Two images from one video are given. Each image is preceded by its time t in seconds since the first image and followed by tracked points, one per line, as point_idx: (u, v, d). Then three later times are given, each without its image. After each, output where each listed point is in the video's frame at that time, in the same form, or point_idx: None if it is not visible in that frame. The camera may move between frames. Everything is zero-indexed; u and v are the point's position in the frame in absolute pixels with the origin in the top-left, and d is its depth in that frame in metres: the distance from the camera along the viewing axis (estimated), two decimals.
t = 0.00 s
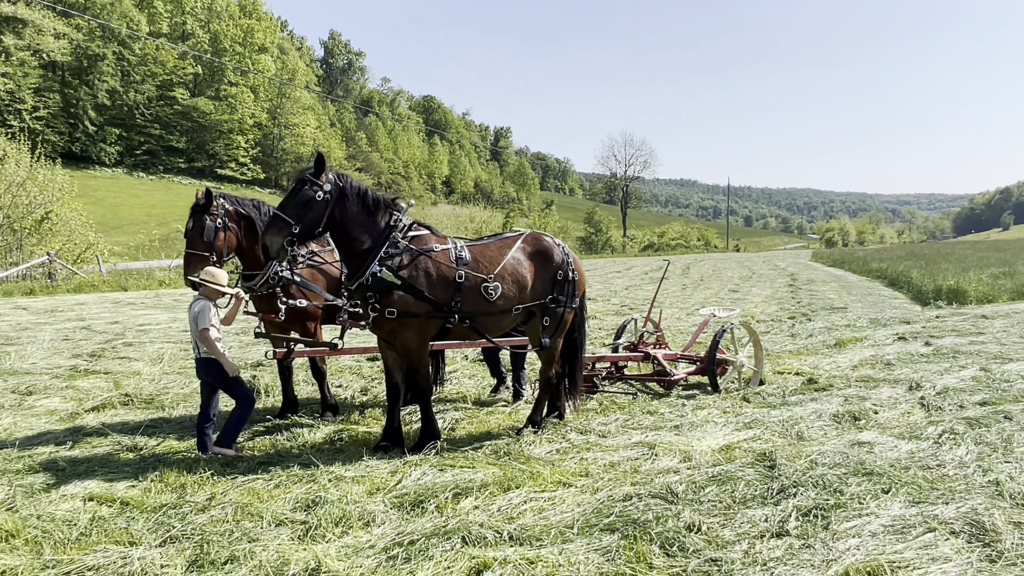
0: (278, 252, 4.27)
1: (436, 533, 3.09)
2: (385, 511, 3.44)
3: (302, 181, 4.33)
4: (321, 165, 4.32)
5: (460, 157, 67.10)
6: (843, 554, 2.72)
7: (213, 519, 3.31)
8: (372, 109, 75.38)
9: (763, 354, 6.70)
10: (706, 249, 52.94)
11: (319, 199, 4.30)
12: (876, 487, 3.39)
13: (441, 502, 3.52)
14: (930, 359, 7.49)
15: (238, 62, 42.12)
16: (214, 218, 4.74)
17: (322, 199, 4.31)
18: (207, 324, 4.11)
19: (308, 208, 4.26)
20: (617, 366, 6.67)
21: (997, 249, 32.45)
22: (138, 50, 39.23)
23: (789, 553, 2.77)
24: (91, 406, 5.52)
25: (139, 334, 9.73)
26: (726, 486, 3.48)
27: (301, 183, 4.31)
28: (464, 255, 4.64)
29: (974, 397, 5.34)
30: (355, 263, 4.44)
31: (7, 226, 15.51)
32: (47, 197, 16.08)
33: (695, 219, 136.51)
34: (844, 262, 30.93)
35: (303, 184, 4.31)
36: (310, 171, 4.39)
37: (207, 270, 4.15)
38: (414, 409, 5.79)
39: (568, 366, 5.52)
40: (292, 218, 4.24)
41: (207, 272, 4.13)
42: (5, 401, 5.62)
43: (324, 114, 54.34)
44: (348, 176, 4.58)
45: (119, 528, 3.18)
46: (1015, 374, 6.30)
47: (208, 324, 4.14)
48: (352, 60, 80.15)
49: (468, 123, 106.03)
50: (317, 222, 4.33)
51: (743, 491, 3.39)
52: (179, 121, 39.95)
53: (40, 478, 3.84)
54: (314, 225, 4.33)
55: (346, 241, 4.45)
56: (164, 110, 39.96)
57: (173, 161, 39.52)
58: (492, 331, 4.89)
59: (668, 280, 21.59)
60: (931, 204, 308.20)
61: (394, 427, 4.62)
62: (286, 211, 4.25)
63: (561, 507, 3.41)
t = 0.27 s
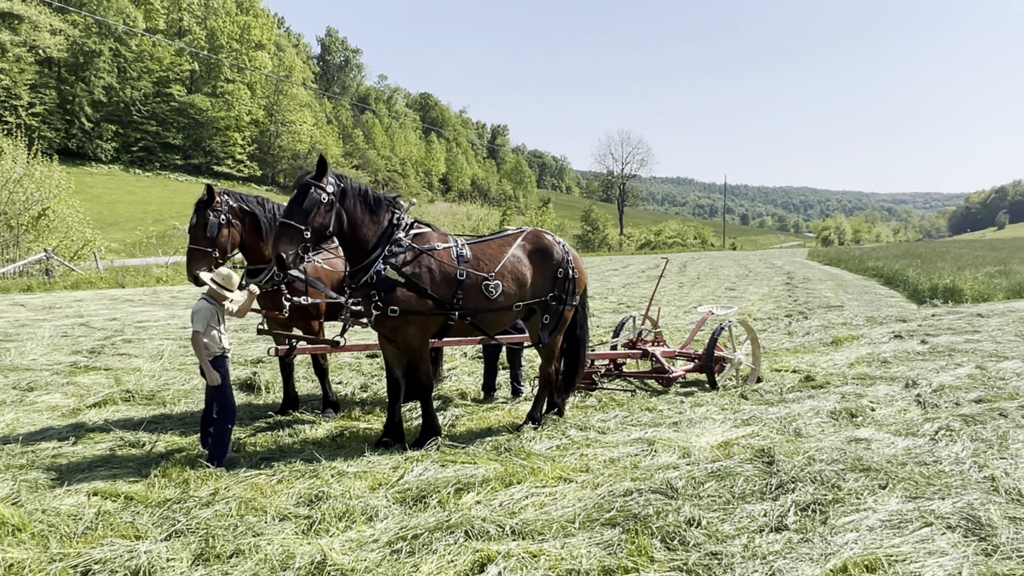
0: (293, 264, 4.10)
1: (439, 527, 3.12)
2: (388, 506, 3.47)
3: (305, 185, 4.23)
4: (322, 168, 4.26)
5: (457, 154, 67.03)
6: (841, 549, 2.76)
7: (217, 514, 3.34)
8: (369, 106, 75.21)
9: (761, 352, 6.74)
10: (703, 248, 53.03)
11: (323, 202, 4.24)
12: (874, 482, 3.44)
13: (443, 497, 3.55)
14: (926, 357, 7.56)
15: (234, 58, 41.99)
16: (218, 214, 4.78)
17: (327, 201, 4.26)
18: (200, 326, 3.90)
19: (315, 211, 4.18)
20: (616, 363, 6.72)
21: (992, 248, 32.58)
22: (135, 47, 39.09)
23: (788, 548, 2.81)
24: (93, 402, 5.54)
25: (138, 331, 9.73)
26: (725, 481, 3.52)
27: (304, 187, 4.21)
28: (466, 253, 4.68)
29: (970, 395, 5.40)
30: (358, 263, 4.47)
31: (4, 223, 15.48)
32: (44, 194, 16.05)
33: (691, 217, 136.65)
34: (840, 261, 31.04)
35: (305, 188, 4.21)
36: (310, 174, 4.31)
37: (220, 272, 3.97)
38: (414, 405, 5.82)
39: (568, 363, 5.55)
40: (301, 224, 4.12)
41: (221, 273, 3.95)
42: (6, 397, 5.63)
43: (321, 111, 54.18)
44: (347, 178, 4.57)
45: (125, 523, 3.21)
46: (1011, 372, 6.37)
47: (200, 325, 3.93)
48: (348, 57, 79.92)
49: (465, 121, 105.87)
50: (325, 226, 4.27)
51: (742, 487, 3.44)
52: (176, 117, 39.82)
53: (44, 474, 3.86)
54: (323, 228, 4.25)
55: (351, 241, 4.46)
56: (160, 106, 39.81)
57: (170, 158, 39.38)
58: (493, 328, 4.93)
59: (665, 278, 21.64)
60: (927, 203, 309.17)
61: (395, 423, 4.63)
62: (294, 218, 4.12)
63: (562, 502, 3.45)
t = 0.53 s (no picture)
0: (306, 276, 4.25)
1: (441, 523, 3.15)
2: (389, 502, 3.50)
3: (306, 196, 4.26)
4: (322, 176, 4.27)
5: (454, 152, 67.00)
6: (838, 543, 2.80)
7: (219, 509, 3.36)
8: (365, 104, 75.06)
9: (757, 350, 6.78)
10: (699, 246, 53.14)
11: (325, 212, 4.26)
12: (869, 478, 3.49)
13: (443, 493, 3.58)
14: (922, 355, 7.61)
15: (231, 55, 41.86)
16: (220, 211, 4.79)
17: (329, 210, 4.29)
18: (203, 329, 3.87)
19: (318, 221, 4.20)
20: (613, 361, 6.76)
21: (986, 247, 32.74)
22: (131, 43, 38.91)
23: (785, 542, 2.86)
24: (93, 399, 5.55)
25: (136, 328, 9.73)
26: (723, 477, 3.56)
27: (306, 198, 4.23)
28: (465, 250, 4.69)
29: (965, 393, 5.45)
30: (360, 265, 4.50)
31: None
32: (41, 191, 16.01)
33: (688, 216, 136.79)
34: (835, 260, 31.13)
35: (307, 200, 4.23)
36: (310, 183, 4.32)
37: (237, 277, 4.04)
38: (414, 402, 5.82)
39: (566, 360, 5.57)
40: (309, 236, 4.19)
41: (236, 279, 4.02)
42: (6, 394, 5.64)
43: (317, 109, 54.04)
44: (344, 182, 4.57)
45: (128, 518, 3.23)
46: (1005, 370, 6.44)
47: (203, 328, 3.90)
48: (345, 55, 79.74)
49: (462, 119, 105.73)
50: (330, 234, 4.32)
51: (739, 483, 3.48)
52: (172, 115, 39.69)
53: (46, 470, 3.87)
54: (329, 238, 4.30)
55: (353, 243, 4.50)
56: (157, 103, 39.69)
57: (166, 155, 39.23)
58: (492, 326, 4.96)
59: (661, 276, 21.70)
60: (923, 202, 310.18)
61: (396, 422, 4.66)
62: (300, 232, 4.18)
63: (561, 497, 3.48)
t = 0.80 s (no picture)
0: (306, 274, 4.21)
1: (439, 520, 3.17)
2: (387, 500, 3.51)
3: (307, 192, 4.25)
4: (322, 173, 4.27)
5: (451, 150, 66.92)
6: (834, 541, 2.83)
7: (218, 507, 3.37)
8: (362, 102, 74.87)
9: (754, 348, 6.80)
10: (696, 245, 53.21)
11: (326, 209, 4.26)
12: (866, 477, 3.51)
13: (442, 491, 3.59)
14: (918, 354, 7.64)
15: (228, 53, 41.72)
16: (219, 208, 4.86)
17: (330, 207, 4.28)
18: (209, 327, 3.92)
19: (318, 218, 4.20)
20: (611, 360, 6.77)
21: (982, 246, 32.81)
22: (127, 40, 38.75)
23: (782, 540, 2.87)
24: (90, 397, 5.55)
25: (133, 326, 9.71)
26: (721, 475, 3.58)
27: (308, 195, 4.23)
28: (462, 249, 4.71)
29: (961, 391, 5.49)
30: (360, 263, 4.50)
31: None
32: (37, 188, 15.95)
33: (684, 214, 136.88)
34: (832, 259, 31.19)
35: (308, 197, 4.23)
36: (310, 179, 4.31)
37: (243, 274, 3.98)
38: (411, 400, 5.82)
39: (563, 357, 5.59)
40: (310, 233, 4.18)
41: (245, 277, 3.95)
42: (3, 392, 5.64)
43: (314, 106, 53.89)
44: (345, 180, 4.56)
45: (127, 516, 3.23)
46: (1000, 369, 6.47)
47: (210, 326, 3.96)
48: (342, 52, 79.50)
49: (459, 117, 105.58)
50: (330, 232, 4.32)
51: (737, 481, 3.50)
52: (168, 112, 39.55)
53: (45, 467, 3.87)
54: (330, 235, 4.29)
55: (353, 241, 4.50)
56: (153, 101, 39.55)
57: (162, 152, 39.08)
58: (489, 323, 4.97)
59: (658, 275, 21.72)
60: (919, 201, 311.00)
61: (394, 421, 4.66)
62: (301, 228, 4.17)
63: (559, 496, 3.50)
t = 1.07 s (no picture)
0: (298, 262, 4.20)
1: (437, 517, 3.16)
2: (385, 496, 3.50)
3: (305, 182, 4.23)
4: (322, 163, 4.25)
5: (449, 148, 66.86)
6: (831, 537, 2.83)
7: (215, 504, 3.36)
8: (360, 99, 74.74)
9: (751, 346, 6.81)
10: (694, 243, 53.25)
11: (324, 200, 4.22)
12: (863, 473, 3.52)
13: (439, 488, 3.59)
14: (915, 351, 7.65)
15: (225, 50, 41.60)
16: (222, 202, 4.88)
17: (328, 198, 4.24)
18: (235, 333, 3.79)
19: (315, 208, 4.17)
20: (608, 357, 6.76)
21: (978, 244, 32.88)
22: (124, 37, 38.63)
23: (779, 536, 2.88)
24: (87, 394, 5.54)
25: (130, 323, 9.68)
26: (718, 472, 3.58)
27: (305, 183, 4.21)
28: (460, 246, 4.70)
29: (957, 388, 5.50)
30: (358, 258, 4.47)
31: None
32: (34, 185, 15.92)
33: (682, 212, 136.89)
34: (829, 257, 31.24)
35: (307, 187, 4.20)
36: (310, 168, 4.29)
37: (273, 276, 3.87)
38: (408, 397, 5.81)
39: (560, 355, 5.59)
40: (303, 222, 4.15)
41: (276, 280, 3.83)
42: None
43: (312, 104, 53.77)
44: (347, 171, 4.51)
45: (123, 513, 3.23)
46: (997, 366, 6.49)
47: (235, 331, 3.83)
48: (340, 50, 79.30)
49: (457, 115, 105.45)
50: (327, 221, 4.28)
51: (734, 478, 3.50)
52: (166, 109, 39.45)
53: (41, 464, 3.86)
54: (325, 225, 4.26)
55: (351, 234, 4.45)
56: (150, 98, 39.44)
57: (160, 150, 38.96)
58: (486, 320, 4.97)
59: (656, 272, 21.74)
60: (917, 200, 311.61)
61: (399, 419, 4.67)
62: (295, 216, 4.13)
63: (557, 492, 3.49)
